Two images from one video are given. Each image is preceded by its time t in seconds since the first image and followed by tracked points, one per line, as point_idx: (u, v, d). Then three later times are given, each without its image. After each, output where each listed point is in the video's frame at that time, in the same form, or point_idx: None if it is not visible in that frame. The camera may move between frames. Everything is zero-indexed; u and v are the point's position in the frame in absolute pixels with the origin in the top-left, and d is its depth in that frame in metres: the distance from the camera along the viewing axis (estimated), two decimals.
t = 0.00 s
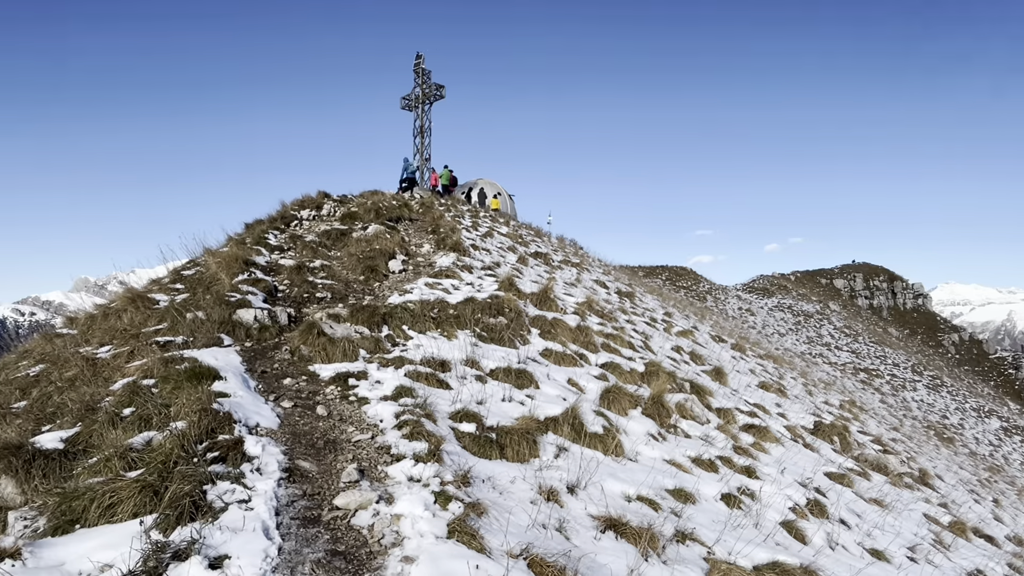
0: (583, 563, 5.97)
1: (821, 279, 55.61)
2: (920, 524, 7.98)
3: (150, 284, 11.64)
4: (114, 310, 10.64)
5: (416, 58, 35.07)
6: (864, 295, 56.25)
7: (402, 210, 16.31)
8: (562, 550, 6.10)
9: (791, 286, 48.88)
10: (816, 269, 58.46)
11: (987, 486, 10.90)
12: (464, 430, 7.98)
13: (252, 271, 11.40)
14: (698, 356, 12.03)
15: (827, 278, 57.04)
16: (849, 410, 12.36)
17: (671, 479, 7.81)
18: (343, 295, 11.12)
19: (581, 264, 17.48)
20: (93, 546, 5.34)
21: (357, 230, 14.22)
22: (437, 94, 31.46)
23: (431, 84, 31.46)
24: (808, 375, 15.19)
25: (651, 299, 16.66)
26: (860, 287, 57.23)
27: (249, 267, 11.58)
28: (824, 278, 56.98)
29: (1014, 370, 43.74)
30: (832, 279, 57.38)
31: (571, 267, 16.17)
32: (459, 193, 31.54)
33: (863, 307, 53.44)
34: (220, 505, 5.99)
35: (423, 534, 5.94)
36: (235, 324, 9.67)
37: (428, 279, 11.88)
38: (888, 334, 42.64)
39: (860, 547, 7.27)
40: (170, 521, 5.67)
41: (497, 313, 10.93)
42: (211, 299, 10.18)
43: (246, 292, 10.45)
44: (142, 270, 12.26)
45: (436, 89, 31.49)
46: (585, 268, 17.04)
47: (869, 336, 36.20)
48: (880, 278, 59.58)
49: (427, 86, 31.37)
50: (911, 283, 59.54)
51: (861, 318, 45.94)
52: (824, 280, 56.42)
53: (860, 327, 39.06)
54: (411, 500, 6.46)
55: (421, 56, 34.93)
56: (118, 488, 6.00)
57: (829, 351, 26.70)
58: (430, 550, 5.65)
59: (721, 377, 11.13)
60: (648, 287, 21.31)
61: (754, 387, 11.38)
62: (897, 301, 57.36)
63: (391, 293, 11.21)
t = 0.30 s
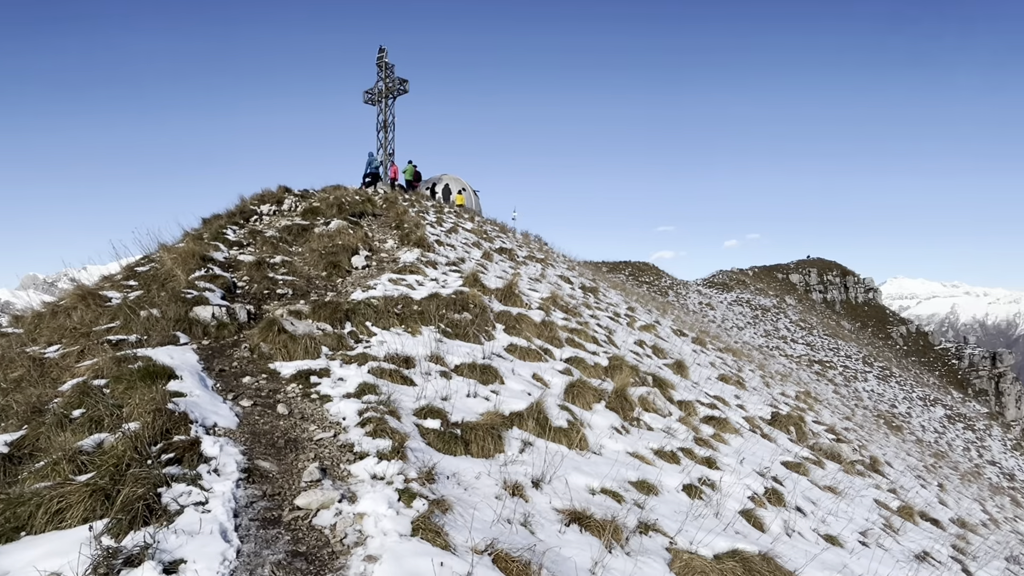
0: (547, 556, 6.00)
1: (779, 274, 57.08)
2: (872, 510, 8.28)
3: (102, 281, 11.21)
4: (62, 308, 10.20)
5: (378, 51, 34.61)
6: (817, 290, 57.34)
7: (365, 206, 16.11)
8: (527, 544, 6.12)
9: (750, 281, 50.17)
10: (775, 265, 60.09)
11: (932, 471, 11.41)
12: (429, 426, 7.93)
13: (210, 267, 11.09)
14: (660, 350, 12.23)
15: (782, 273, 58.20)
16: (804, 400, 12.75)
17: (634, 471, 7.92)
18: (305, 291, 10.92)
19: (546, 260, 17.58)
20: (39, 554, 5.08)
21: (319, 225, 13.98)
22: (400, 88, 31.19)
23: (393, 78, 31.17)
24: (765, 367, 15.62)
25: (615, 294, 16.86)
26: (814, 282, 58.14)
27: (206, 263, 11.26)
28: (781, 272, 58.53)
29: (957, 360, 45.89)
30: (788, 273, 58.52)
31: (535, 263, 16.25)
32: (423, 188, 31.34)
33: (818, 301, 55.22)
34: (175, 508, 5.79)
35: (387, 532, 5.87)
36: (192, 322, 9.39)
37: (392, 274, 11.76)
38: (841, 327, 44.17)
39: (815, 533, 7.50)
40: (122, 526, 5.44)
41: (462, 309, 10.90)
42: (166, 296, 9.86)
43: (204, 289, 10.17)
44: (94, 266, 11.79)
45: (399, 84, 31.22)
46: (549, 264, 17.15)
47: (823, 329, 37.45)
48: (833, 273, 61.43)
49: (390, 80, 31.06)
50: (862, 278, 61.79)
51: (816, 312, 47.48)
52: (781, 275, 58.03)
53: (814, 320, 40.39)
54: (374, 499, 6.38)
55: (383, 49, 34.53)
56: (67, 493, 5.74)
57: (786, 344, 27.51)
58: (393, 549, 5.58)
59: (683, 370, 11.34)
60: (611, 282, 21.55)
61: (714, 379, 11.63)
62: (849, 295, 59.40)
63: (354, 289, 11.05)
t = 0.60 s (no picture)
0: (508, 549, 6.01)
1: (733, 267, 58.40)
2: (820, 494, 8.59)
3: (42, 276, 10.67)
4: None
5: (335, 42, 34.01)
6: (769, 283, 59.60)
7: (322, 199, 15.82)
8: (487, 537, 6.11)
9: (705, 275, 51.47)
10: (729, 258, 61.71)
11: (875, 455, 11.93)
12: (388, 421, 7.83)
13: (159, 261, 10.70)
14: (619, 343, 12.41)
15: (735, 268, 60.01)
16: (756, 389, 13.17)
17: (593, 462, 8.02)
18: (260, 286, 10.65)
19: (506, 254, 17.63)
20: None
21: (274, 218, 13.66)
22: (358, 80, 30.76)
23: (351, 70, 30.72)
24: (720, 358, 16.05)
25: (575, 288, 17.03)
26: (766, 275, 60.43)
27: (155, 257, 10.85)
28: (734, 267, 60.16)
29: (898, 349, 48.21)
30: (741, 268, 60.23)
31: (496, 257, 16.26)
32: (383, 182, 30.99)
33: (769, 294, 57.05)
34: (121, 510, 5.55)
35: (344, 529, 5.76)
36: (140, 318, 9.03)
37: (351, 268, 11.58)
38: (791, 319, 45.82)
39: (768, 518, 7.74)
40: (63, 531, 5.18)
41: (422, 303, 10.81)
42: (112, 291, 9.46)
43: (153, 284, 9.80)
44: (33, 261, 11.21)
45: (357, 75, 30.78)
46: (510, 258, 17.20)
47: (774, 320, 38.75)
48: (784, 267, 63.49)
49: (347, 72, 30.58)
50: (810, 272, 64.11)
51: (767, 304, 49.10)
52: (734, 269, 59.65)
53: (765, 313, 41.76)
54: (331, 496, 6.25)
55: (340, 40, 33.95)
56: (2, 498, 5.43)
57: (739, 335, 28.36)
58: (352, 546, 5.49)
59: (641, 362, 11.54)
60: (571, 276, 21.77)
61: (671, 370, 11.89)
62: (797, 288, 61.44)
63: (312, 284, 10.83)
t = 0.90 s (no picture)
0: (462, 539, 6.04)
1: (687, 261, 59.75)
2: (766, 477, 8.91)
3: None
4: None
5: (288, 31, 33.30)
6: (720, 276, 60.90)
7: (276, 191, 15.51)
8: (442, 529, 6.12)
9: (660, 269, 52.53)
10: (683, 252, 63.14)
11: (817, 439, 12.48)
12: (343, 415, 7.76)
13: (102, 254, 10.31)
14: (575, 334, 12.59)
15: (687, 262, 60.91)
16: (707, 378, 13.59)
17: (549, 452, 8.13)
18: (210, 279, 10.39)
19: (464, 247, 17.65)
20: None
21: (226, 211, 13.33)
22: (313, 71, 30.29)
23: (306, 60, 30.20)
24: (672, 348, 16.47)
25: (532, 281, 17.19)
26: (716, 268, 61.60)
27: (98, 250, 10.46)
28: (686, 261, 61.06)
29: (840, 339, 50.33)
30: (693, 261, 61.02)
31: (454, 250, 16.27)
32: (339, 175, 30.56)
33: (721, 288, 58.63)
34: (58, 512, 5.34)
35: (296, 525, 5.68)
36: (82, 312, 8.70)
37: (305, 261, 11.40)
38: (742, 312, 47.27)
39: (717, 502, 7.99)
40: None
41: (378, 296, 10.74)
42: (51, 285, 9.07)
43: (95, 278, 9.44)
44: None
45: (311, 66, 30.31)
46: (468, 251, 17.23)
47: (725, 313, 39.92)
48: (733, 260, 64.42)
49: (302, 62, 30.04)
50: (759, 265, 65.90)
51: (719, 297, 50.49)
52: (688, 262, 60.87)
53: (718, 305, 42.96)
54: (283, 491, 6.14)
55: (293, 29, 33.26)
56: None
57: (692, 327, 29.12)
58: (303, 541, 5.42)
59: (596, 353, 11.73)
60: (528, 269, 21.96)
61: (626, 361, 12.14)
62: (746, 281, 63.05)
63: (265, 277, 10.63)
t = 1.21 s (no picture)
0: (419, 532, 6.03)
1: (645, 255, 60.84)
2: (718, 464, 9.18)
3: None
4: None
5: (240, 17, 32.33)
6: (675, 269, 61.07)
7: (228, 181, 15.10)
8: (398, 523, 6.10)
9: (618, 262, 53.21)
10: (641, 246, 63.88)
11: (766, 426, 12.91)
12: (296, 411, 7.64)
13: (41, 247, 9.85)
14: (534, 327, 12.69)
15: (644, 255, 60.69)
16: (662, 369, 13.90)
17: (507, 444, 8.19)
18: (158, 272, 10.06)
19: (422, 240, 17.55)
20: None
21: (174, 202, 12.91)
22: (267, 60, 29.61)
23: (260, 48, 29.46)
24: (629, 340, 16.77)
25: (491, 274, 17.22)
26: (671, 262, 61.47)
27: (36, 242, 9.99)
28: (643, 254, 61.00)
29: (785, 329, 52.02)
30: (649, 254, 61.21)
31: (412, 243, 16.16)
32: (293, 166, 29.92)
33: (678, 281, 59.67)
34: None
35: (246, 523, 5.56)
36: (18, 307, 8.31)
37: (259, 254, 11.15)
38: (698, 305, 48.42)
39: (670, 489, 8.20)
40: None
41: (335, 289, 10.59)
42: None
43: (33, 271, 9.02)
44: None
45: (266, 54, 29.61)
46: (426, 244, 17.15)
47: (682, 306, 40.82)
48: (688, 254, 65.22)
49: (255, 50, 29.28)
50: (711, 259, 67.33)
51: (676, 290, 51.50)
52: (645, 255, 61.62)
53: (674, 298, 43.86)
54: (232, 489, 6.00)
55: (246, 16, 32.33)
56: None
57: (649, 319, 29.66)
58: (254, 540, 5.32)
59: (555, 346, 11.85)
60: (487, 262, 22.01)
61: (583, 353, 12.31)
62: (701, 274, 64.08)
63: (215, 270, 10.35)
